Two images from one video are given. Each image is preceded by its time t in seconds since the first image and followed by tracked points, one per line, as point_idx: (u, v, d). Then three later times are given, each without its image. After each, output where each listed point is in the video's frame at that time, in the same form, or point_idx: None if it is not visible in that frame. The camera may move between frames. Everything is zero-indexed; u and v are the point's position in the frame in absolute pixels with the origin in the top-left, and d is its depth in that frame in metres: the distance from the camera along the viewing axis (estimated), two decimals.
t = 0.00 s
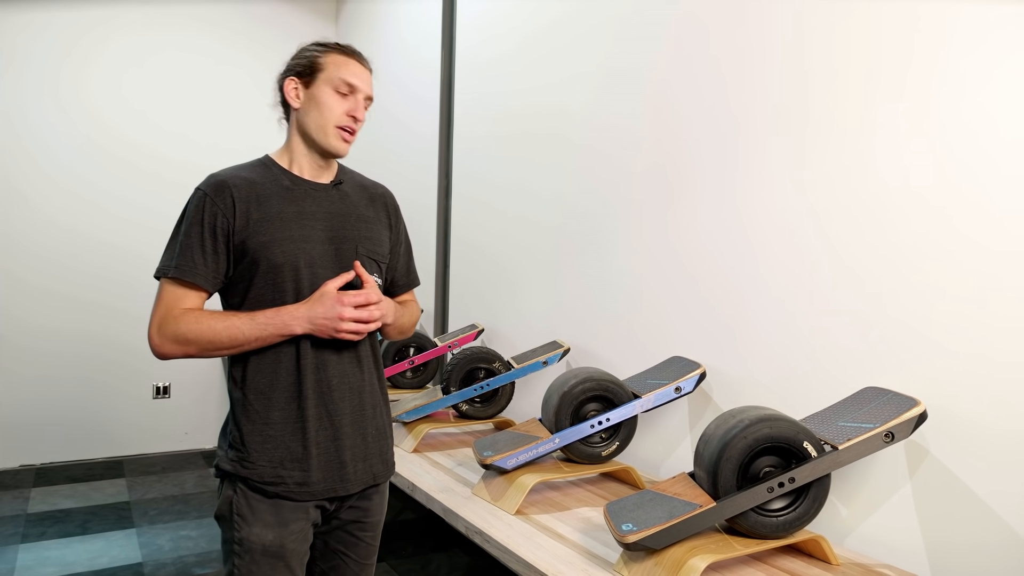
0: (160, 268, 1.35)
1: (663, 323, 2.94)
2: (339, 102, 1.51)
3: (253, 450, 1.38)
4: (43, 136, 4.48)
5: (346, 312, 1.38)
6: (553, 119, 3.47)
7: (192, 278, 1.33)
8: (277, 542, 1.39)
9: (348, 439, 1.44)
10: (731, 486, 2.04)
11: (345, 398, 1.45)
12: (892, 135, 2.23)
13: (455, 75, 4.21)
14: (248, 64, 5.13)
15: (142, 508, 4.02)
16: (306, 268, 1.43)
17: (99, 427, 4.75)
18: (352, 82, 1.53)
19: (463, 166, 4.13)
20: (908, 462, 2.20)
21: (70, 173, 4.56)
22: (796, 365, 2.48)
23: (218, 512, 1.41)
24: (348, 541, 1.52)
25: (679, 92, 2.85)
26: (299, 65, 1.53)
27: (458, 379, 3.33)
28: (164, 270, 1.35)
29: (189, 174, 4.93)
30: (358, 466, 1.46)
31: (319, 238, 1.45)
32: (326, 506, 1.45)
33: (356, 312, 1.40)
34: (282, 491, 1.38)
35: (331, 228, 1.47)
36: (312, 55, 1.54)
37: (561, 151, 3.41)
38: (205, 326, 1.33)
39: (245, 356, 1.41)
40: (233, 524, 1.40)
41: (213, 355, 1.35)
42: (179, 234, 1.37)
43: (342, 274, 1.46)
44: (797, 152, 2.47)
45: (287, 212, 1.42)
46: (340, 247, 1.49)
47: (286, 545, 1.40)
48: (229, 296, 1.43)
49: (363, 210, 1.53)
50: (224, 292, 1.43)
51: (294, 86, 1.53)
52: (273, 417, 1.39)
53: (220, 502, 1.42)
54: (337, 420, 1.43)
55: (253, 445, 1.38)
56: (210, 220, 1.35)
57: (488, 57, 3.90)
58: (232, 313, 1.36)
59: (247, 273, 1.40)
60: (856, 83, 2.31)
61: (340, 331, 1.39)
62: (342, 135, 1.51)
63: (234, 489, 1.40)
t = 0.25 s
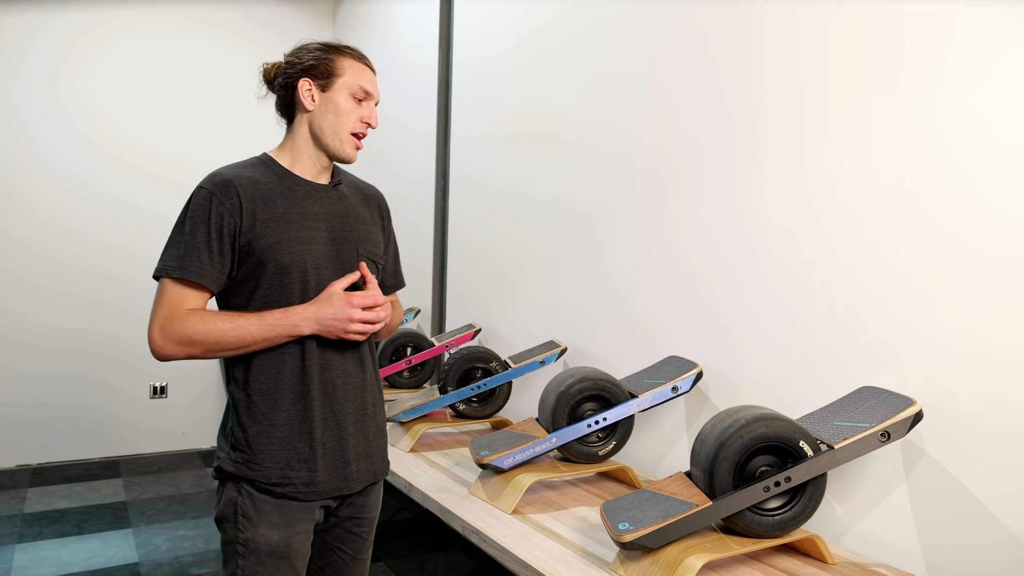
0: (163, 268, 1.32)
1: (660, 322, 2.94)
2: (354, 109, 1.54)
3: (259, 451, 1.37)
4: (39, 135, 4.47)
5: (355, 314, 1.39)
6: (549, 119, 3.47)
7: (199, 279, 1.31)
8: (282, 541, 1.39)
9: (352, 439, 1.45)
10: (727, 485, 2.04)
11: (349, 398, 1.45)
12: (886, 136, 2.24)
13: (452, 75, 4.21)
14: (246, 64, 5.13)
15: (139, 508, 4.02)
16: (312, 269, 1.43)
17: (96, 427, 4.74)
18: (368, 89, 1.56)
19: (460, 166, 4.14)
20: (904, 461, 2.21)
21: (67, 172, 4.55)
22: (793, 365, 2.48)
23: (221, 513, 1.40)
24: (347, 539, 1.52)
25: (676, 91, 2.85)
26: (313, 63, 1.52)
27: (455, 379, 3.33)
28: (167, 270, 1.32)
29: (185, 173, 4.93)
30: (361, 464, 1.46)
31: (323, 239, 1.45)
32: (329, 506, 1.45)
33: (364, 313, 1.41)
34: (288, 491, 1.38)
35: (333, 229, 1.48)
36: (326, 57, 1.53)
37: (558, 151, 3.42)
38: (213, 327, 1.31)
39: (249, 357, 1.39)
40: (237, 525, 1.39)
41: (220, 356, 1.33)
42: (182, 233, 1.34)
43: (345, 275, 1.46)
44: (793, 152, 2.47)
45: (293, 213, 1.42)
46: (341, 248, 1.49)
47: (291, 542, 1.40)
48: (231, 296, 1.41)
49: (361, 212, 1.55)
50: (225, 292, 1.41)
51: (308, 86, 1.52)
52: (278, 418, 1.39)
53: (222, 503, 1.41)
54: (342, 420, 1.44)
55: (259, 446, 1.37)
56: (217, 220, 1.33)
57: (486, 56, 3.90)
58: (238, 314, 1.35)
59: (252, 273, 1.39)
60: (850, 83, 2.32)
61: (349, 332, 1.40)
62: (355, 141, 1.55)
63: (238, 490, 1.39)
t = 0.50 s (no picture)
0: (168, 267, 1.30)
1: (657, 321, 2.94)
2: (353, 106, 1.54)
3: (262, 451, 1.37)
4: (36, 133, 4.45)
5: (366, 307, 1.42)
6: (547, 119, 3.46)
7: (208, 278, 1.30)
8: (285, 540, 1.39)
9: (352, 437, 1.46)
10: (722, 485, 2.04)
11: (349, 396, 1.46)
12: (882, 137, 2.24)
13: (450, 74, 4.20)
14: (243, 62, 5.12)
15: (135, 507, 4.01)
16: (318, 269, 1.44)
17: (92, 425, 4.73)
18: (366, 86, 1.56)
19: (457, 165, 4.13)
20: (899, 461, 2.21)
21: (64, 170, 4.53)
22: (789, 366, 2.49)
23: (222, 514, 1.39)
24: (345, 537, 1.52)
25: (673, 91, 2.85)
26: (312, 59, 1.52)
27: (452, 378, 3.33)
28: (173, 269, 1.30)
29: (182, 171, 4.92)
30: (359, 463, 1.47)
31: (325, 238, 1.46)
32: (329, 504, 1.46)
33: (372, 306, 1.44)
34: (292, 490, 1.38)
35: (334, 228, 1.48)
36: (325, 53, 1.53)
37: (556, 151, 3.41)
38: (223, 325, 1.30)
39: (252, 356, 1.38)
40: (240, 525, 1.38)
41: (230, 354, 1.32)
42: (187, 230, 1.32)
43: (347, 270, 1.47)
44: (790, 152, 2.48)
45: (297, 213, 1.42)
46: (341, 248, 1.50)
47: (292, 541, 1.40)
48: (234, 295, 1.40)
49: (357, 211, 1.56)
50: (228, 291, 1.40)
51: (307, 83, 1.51)
52: (282, 417, 1.38)
53: (223, 503, 1.40)
54: (343, 418, 1.44)
55: (262, 446, 1.37)
56: (225, 218, 1.32)
57: (484, 56, 3.89)
58: (246, 312, 1.34)
59: (258, 272, 1.38)
60: (847, 82, 2.32)
61: (359, 325, 1.43)
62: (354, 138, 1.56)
63: (241, 490, 1.38)
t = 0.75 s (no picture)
0: (167, 267, 1.29)
1: (654, 321, 2.94)
2: (326, 96, 1.48)
3: (258, 451, 1.37)
4: (32, 131, 4.43)
5: (359, 277, 1.38)
6: (545, 119, 3.46)
7: (205, 278, 1.29)
8: (280, 540, 1.39)
9: (348, 437, 1.46)
10: (718, 483, 2.05)
11: (345, 396, 1.46)
12: (878, 139, 2.25)
13: (447, 73, 4.20)
14: (240, 61, 5.11)
15: (132, 506, 4.01)
16: (315, 269, 1.44)
17: (89, 424, 4.72)
18: (338, 74, 1.50)
19: (455, 164, 4.13)
20: (895, 460, 2.22)
21: (60, 168, 4.51)
22: (786, 366, 2.49)
23: (217, 513, 1.39)
24: (342, 537, 1.52)
25: (671, 90, 2.85)
26: (284, 58, 1.51)
27: (448, 377, 3.34)
28: (171, 268, 1.30)
29: (179, 170, 4.90)
30: (356, 463, 1.47)
31: (322, 237, 1.46)
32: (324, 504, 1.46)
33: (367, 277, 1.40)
34: (288, 490, 1.38)
35: (331, 227, 1.48)
36: (296, 49, 1.51)
37: (553, 150, 3.41)
38: (221, 319, 1.29)
39: (249, 355, 1.38)
40: (235, 525, 1.38)
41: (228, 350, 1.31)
42: (185, 230, 1.32)
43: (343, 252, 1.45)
44: (787, 152, 2.48)
45: (294, 212, 1.42)
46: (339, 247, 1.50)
47: (287, 541, 1.40)
48: (232, 294, 1.39)
49: (353, 210, 1.56)
50: (226, 291, 1.39)
51: (281, 83, 1.50)
52: (277, 417, 1.38)
53: (218, 503, 1.40)
54: (339, 418, 1.44)
55: (257, 446, 1.37)
56: (222, 217, 1.32)
57: (481, 55, 3.89)
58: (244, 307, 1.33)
59: (256, 271, 1.38)
60: (842, 82, 2.33)
61: (356, 299, 1.38)
62: (334, 128, 1.49)
63: (236, 490, 1.38)
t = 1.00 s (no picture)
0: (157, 268, 1.31)
1: (652, 320, 2.94)
2: (280, 89, 1.48)
3: (247, 451, 1.37)
4: (29, 131, 4.43)
5: (349, 312, 1.27)
6: (542, 119, 3.46)
7: (192, 278, 1.30)
8: (271, 541, 1.39)
9: (341, 438, 1.45)
10: (717, 484, 2.05)
11: (338, 397, 1.46)
12: (874, 139, 2.25)
13: (445, 73, 4.20)
14: (238, 60, 5.10)
15: (130, 506, 4.00)
16: (305, 268, 1.43)
17: (88, 424, 4.72)
18: (287, 67, 1.50)
19: (453, 164, 4.13)
20: (893, 459, 2.22)
21: (58, 167, 4.51)
22: (783, 366, 2.49)
23: (208, 513, 1.39)
24: (337, 539, 1.52)
25: (668, 90, 2.85)
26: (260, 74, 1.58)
27: (446, 376, 3.34)
28: (162, 270, 1.31)
29: (177, 169, 4.90)
30: (349, 464, 1.47)
31: (315, 236, 1.45)
32: (317, 505, 1.45)
33: (359, 310, 1.28)
34: (277, 490, 1.37)
35: (325, 227, 1.48)
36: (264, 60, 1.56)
37: (551, 149, 3.41)
38: (209, 327, 1.28)
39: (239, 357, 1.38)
40: (225, 524, 1.38)
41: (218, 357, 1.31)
42: (176, 230, 1.33)
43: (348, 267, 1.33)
44: (784, 151, 2.48)
45: (285, 211, 1.41)
46: (334, 246, 1.49)
47: (278, 543, 1.40)
48: (226, 295, 1.40)
49: (353, 209, 1.54)
50: (221, 292, 1.40)
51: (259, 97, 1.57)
52: (268, 418, 1.38)
53: (209, 502, 1.40)
54: (331, 419, 1.44)
55: (247, 446, 1.37)
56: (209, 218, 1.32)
57: (479, 55, 3.89)
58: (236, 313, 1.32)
59: (246, 272, 1.38)
60: (839, 81, 2.33)
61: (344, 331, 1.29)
62: (291, 117, 1.46)
63: (226, 489, 1.38)
